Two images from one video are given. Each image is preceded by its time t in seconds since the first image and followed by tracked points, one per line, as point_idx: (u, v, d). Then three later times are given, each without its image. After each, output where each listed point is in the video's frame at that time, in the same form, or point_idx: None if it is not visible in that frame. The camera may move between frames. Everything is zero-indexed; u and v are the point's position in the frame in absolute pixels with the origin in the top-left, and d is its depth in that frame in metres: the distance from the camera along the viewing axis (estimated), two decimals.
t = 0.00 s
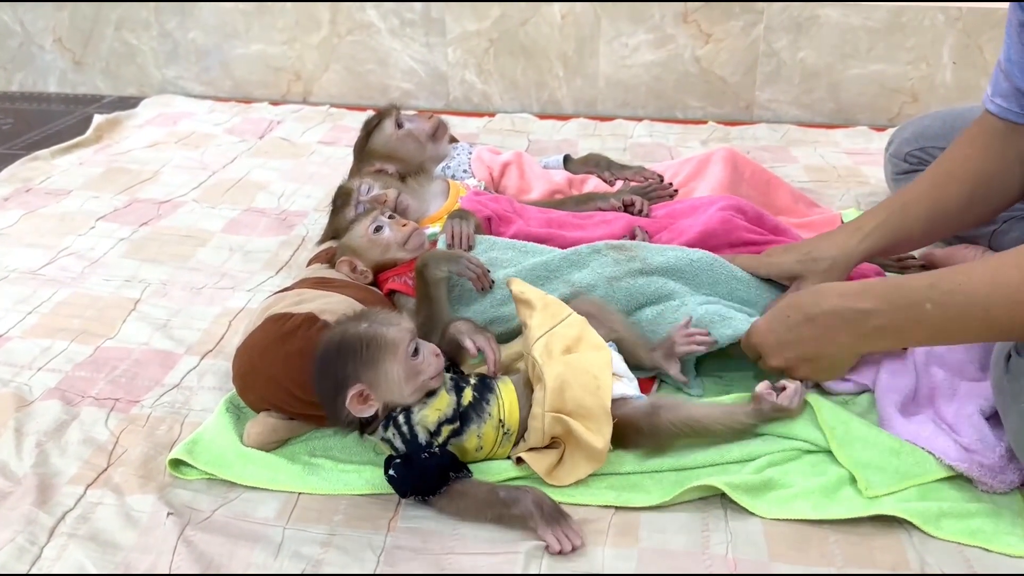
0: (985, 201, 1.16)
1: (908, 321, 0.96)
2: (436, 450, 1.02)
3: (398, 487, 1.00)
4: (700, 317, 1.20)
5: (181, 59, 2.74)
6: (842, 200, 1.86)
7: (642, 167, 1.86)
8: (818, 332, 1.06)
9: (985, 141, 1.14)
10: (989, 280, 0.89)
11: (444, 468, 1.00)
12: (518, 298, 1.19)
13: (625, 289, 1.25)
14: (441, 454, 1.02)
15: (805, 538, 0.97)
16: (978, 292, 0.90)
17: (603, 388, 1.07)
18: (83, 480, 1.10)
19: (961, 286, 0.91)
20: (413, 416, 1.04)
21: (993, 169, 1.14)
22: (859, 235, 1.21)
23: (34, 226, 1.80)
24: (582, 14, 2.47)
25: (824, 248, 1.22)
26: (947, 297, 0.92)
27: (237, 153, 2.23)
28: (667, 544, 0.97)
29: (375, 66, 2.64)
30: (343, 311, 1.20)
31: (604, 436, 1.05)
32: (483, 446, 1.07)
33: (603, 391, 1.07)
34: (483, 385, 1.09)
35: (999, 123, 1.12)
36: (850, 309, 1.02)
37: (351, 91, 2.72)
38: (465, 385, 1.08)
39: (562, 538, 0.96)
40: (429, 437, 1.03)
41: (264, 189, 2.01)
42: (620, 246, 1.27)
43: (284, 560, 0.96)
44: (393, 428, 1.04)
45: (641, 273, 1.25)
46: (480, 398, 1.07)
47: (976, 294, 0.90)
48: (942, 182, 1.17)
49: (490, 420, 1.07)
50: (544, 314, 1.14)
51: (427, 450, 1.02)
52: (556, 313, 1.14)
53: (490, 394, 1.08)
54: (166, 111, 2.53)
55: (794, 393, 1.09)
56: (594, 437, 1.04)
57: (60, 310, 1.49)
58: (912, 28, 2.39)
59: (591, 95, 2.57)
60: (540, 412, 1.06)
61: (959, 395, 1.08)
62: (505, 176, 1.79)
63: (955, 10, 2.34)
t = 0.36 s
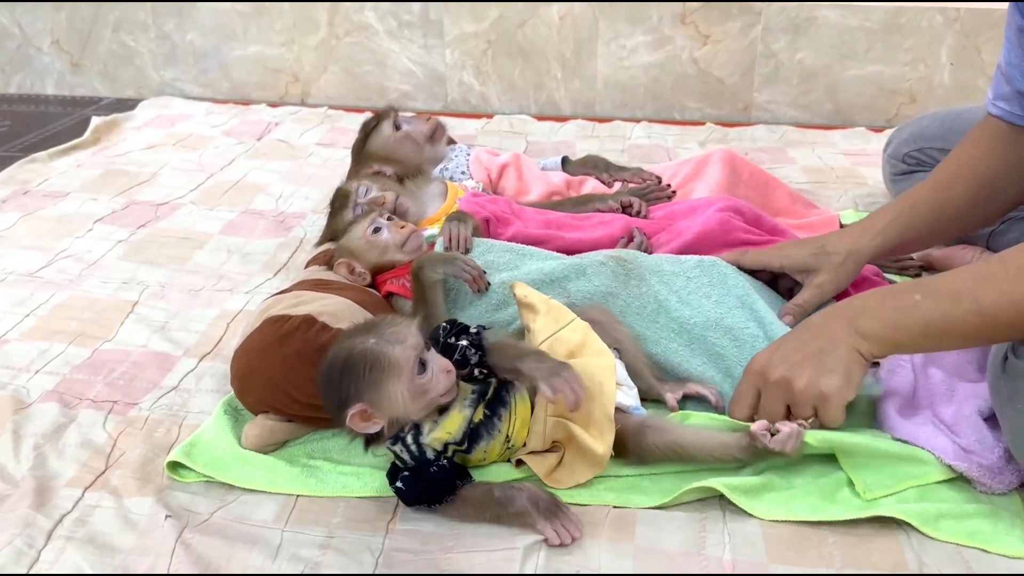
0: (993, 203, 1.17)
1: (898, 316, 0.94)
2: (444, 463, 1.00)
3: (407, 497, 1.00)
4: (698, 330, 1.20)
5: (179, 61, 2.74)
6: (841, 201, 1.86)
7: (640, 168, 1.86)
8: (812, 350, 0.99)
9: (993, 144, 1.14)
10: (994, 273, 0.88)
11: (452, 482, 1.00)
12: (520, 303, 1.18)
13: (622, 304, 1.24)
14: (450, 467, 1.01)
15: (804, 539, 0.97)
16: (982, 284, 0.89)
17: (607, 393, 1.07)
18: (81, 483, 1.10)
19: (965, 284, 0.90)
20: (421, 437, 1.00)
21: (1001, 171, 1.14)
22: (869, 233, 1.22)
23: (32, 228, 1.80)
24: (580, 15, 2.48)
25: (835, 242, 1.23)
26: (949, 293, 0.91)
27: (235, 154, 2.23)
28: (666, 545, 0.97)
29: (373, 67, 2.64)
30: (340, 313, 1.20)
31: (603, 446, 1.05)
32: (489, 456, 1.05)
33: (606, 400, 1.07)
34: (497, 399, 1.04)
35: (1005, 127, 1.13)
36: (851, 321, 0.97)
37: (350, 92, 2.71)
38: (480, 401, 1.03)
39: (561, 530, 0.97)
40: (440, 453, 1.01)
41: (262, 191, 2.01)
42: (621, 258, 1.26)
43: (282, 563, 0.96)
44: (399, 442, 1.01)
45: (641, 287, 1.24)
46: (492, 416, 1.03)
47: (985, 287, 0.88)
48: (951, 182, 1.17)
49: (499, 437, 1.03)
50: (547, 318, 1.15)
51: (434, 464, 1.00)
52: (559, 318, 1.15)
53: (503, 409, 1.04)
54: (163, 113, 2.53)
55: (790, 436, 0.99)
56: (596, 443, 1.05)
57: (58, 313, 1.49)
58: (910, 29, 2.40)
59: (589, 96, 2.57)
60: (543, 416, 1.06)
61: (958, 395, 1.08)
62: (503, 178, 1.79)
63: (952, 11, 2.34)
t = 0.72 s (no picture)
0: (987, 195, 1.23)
1: (876, 297, 0.99)
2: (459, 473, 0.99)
3: (415, 500, 0.99)
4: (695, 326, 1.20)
5: (177, 63, 2.74)
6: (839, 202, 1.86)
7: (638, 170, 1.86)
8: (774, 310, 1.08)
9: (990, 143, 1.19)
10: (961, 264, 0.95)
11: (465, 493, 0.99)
12: (546, 301, 1.17)
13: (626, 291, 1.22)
14: (463, 477, 0.99)
15: (802, 540, 0.97)
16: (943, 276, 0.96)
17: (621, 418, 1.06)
18: (80, 485, 1.10)
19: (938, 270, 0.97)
20: (444, 446, 1.00)
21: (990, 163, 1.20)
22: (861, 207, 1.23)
23: (30, 230, 1.80)
24: (578, 16, 2.47)
25: (832, 213, 1.23)
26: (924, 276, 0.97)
27: (233, 156, 2.23)
28: (664, 547, 0.96)
29: (371, 69, 2.65)
30: (339, 314, 1.20)
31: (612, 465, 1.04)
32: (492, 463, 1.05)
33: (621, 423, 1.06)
34: (515, 413, 1.04)
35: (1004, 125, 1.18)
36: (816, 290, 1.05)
37: (348, 93, 2.74)
38: (502, 416, 1.03)
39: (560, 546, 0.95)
40: (455, 462, 1.00)
41: (260, 192, 2.01)
42: (618, 253, 1.26)
43: (280, 565, 0.96)
44: (420, 445, 1.00)
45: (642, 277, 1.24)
46: (508, 431, 1.03)
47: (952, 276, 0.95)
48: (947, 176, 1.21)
49: (511, 451, 1.04)
50: (573, 333, 1.12)
51: (450, 472, 0.99)
52: (587, 335, 1.13)
53: (519, 424, 1.04)
54: (162, 115, 2.53)
55: (785, 422, 1.02)
56: (598, 456, 1.04)
57: (55, 315, 1.49)
58: (908, 30, 2.40)
59: (587, 97, 2.58)
60: (553, 428, 1.04)
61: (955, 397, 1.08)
62: (502, 179, 1.79)
63: (951, 12, 2.35)
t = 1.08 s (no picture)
0: (937, 186, 1.26)
1: (875, 278, 0.92)
2: (470, 476, 0.98)
3: (424, 500, 0.97)
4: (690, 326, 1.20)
5: (176, 63, 2.74)
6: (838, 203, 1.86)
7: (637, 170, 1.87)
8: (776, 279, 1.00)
9: (972, 127, 1.22)
10: (994, 254, 0.89)
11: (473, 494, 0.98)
12: (554, 302, 1.16)
13: (625, 292, 1.23)
14: (473, 481, 0.99)
15: (801, 541, 0.97)
16: (969, 263, 0.89)
17: (621, 430, 1.06)
18: (78, 486, 1.10)
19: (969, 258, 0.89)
20: (462, 445, 0.97)
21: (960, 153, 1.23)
22: (847, 156, 1.16)
23: (29, 232, 1.79)
24: (577, 17, 2.44)
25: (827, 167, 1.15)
26: (950, 260, 0.90)
27: (232, 157, 2.23)
28: (663, 549, 0.96)
29: (370, 69, 2.66)
30: (338, 315, 1.19)
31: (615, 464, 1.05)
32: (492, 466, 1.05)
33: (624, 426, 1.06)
34: (523, 411, 1.04)
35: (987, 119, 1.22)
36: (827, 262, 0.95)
37: (346, 95, 2.75)
38: (514, 415, 1.02)
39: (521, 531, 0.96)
40: (467, 464, 0.99)
41: (259, 193, 2.01)
42: (619, 252, 1.27)
43: (278, 565, 0.96)
44: (438, 443, 0.97)
45: (642, 276, 1.24)
46: (519, 431, 1.02)
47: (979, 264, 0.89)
48: (921, 156, 1.22)
49: (516, 452, 1.04)
50: (581, 335, 1.11)
51: (461, 474, 0.98)
52: (594, 338, 1.12)
53: (527, 423, 1.04)
54: (161, 115, 2.53)
55: (769, 360, 0.99)
56: (599, 461, 1.04)
57: (54, 316, 1.49)
58: (906, 31, 2.41)
59: (586, 98, 2.59)
60: (552, 431, 1.05)
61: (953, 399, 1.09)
62: (501, 179, 1.79)
63: (949, 12, 2.35)
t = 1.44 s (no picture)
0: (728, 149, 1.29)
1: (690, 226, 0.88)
2: (474, 492, 0.98)
3: (428, 512, 0.97)
4: (692, 323, 1.20)
5: (174, 64, 2.74)
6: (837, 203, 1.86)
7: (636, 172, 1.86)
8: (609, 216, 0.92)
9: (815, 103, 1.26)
10: (831, 158, 0.84)
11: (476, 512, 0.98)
12: (578, 310, 1.15)
13: (625, 293, 1.23)
14: (477, 497, 0.98)
15: (800, 542, 0.96)
16: (813, 175, 0.84)
17: (626, 447, 1.04)
18: (75, 488, 1.10)
19: (808, 163, 0.85)
20: (472, 464, 0.98)
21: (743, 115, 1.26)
22: (598, 153, 1.29)
23: (27, 233, 1.79)
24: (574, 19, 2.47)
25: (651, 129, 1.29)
26: (790, 173, 0.85)
27: (230, 157, 2.23)
28: (661, 550, 0.96)
29: (368, 70, 2.66)
30: (335, 317, 1.19)
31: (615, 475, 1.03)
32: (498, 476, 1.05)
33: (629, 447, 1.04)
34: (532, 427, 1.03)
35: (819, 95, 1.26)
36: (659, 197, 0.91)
37: (346, 95, 2.75)
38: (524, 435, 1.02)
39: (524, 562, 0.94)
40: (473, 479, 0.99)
41: (257, 194, 2.00)
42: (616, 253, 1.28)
43: (275, 568, 0.96)
44: (449, 461, 0.97)
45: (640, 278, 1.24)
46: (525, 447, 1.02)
47: (832, 168, 0.83)
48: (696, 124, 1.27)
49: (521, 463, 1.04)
50: (594, 352, 1.10)
51: (465, 490, 0.97)
52: (607, 355, 1.09)
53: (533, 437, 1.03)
54: (159, 116, 2.52)
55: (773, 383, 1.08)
56: (599, 469, 1.03)
57: (52, 317, 1.49)
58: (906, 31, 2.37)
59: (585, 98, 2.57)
60: (555, 442, 1.04)
61: (953, 398, 1.08)
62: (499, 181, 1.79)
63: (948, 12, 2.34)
